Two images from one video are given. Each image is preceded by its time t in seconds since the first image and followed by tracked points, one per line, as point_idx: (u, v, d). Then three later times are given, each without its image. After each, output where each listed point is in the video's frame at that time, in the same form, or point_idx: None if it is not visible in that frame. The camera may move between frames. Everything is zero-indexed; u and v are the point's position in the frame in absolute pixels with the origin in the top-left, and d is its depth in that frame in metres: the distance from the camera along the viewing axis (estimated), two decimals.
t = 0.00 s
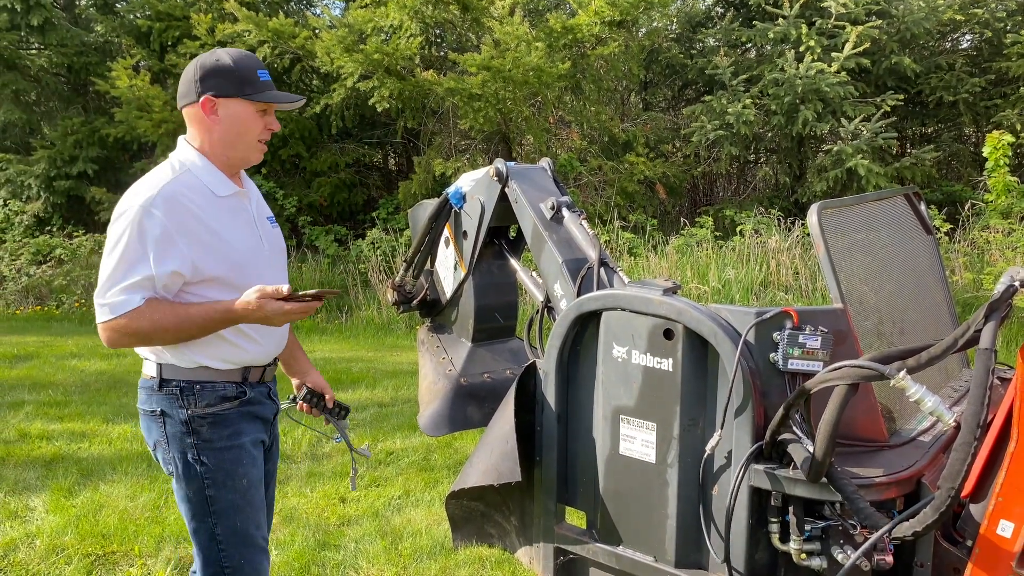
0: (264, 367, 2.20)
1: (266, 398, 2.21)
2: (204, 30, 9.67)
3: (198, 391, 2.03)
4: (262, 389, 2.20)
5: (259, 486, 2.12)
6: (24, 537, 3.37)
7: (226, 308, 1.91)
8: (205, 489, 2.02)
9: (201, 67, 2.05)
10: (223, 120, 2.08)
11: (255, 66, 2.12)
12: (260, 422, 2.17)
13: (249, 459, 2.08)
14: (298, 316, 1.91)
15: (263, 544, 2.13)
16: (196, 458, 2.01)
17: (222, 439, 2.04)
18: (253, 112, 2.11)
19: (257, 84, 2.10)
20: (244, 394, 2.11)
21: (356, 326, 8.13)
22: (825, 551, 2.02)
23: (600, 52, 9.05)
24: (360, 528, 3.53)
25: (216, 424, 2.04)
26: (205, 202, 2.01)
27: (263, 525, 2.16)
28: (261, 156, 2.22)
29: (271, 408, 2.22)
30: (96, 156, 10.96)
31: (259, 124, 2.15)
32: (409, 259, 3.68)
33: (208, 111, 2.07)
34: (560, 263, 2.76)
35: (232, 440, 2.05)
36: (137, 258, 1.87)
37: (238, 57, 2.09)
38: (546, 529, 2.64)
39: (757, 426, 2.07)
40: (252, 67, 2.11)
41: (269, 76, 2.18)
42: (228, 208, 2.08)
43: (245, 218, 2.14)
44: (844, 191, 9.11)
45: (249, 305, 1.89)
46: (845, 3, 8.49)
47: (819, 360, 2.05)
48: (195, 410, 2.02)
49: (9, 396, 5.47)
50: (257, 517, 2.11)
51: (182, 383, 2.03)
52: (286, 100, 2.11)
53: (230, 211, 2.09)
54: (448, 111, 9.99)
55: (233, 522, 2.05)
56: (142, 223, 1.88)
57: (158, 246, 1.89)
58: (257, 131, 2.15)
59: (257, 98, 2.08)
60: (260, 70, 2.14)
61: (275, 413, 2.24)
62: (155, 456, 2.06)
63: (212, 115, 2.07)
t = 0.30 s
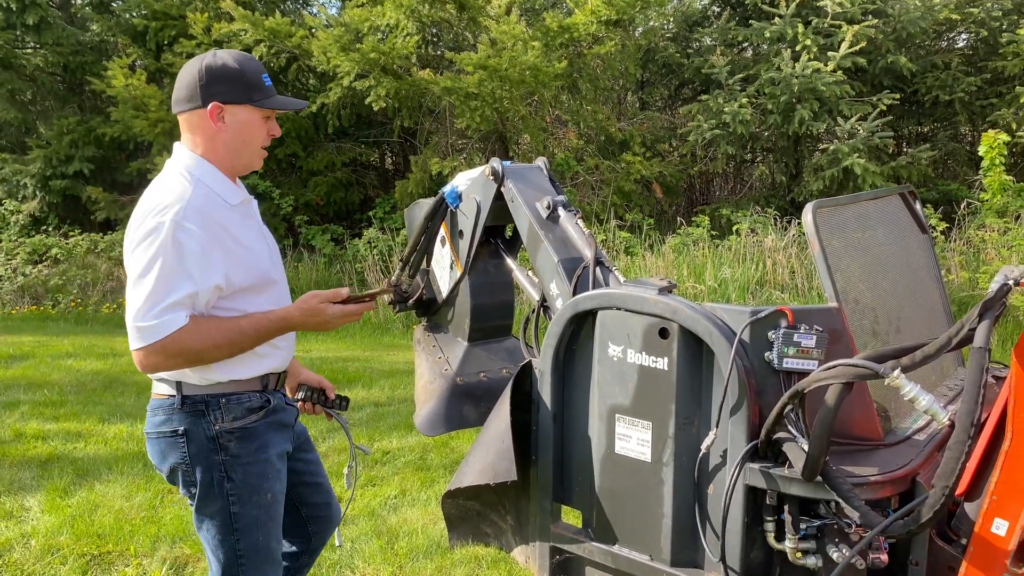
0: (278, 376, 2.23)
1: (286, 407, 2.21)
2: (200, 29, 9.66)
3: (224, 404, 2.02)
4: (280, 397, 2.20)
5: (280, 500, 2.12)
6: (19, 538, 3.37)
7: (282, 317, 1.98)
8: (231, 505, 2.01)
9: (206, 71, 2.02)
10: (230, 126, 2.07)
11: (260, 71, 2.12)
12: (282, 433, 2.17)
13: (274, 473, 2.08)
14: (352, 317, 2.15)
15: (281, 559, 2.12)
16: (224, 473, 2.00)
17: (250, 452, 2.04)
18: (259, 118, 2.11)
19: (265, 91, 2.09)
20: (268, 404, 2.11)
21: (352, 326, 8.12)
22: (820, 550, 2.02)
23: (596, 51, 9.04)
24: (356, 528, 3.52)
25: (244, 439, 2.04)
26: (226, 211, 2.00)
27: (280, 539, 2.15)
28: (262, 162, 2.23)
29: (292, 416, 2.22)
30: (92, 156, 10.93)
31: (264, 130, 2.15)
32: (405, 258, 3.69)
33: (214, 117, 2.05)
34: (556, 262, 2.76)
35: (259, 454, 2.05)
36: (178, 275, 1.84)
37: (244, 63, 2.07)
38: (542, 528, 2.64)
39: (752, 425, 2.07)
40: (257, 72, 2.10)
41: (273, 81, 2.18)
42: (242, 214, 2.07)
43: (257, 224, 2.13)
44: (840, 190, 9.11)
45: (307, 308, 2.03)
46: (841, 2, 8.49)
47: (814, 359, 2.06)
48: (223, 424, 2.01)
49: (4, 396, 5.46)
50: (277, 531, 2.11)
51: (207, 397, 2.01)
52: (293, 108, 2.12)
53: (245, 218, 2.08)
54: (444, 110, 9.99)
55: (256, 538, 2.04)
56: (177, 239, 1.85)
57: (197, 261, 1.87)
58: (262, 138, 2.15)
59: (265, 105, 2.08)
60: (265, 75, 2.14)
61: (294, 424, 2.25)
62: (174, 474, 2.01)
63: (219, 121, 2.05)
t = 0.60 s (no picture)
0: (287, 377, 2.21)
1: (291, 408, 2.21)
2: (196, 29, 9.64)
3: (232, 408, 2.01)
4: (286, 398, 2.19)
5: (280, 503, 2.13)
6: (15, 538, 3.36)
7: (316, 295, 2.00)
8: (233, 508, 2.02)
9: (196, 66, 2.02)
10: (215, 122, 2.05)
11: (253, 68, 2.05)
12: (285, 436, 2.16)
13: (277, 477, 2.09)
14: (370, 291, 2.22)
15: (277, 560, 2.14)
16: (229, 477, 2.00)
17: (256, 456, 2.04)
18: (247, 115, 2.06)
19: (251, 88, 2.03)
20: (276, 408, 2.09)
21: (349, 325, 8.11)
22: (817, 549, 2.03)
23: (593, 51, 9.03)
24: (353, 527, 3.52)
25: (250, 442, 2.04)
26: (232, 201, 2.00)
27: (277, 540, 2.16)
28: (261, 162, 2.19)
29: (296, 419, 2.22)
30: (88, 155, 10.91)
31: (255, 129, 2.10)
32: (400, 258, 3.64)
33: (201, 111, 2.05)
34: (552, 261, 2.76)
35: (264, 458, 2.05)
36: (206, 268, 1.84)
37: (235, 58, 2.03)
38: (539, 528, 2.64)
39: (749, 424, 2.07)
40: (249, 68, 2.04)
41: (274, 79, 2.10)
42: (247, 205, 2.06)
43: (260, 217, 2.13)
44: (836, 189, 9.12)
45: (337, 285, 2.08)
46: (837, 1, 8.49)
47: (810, 358, 2.06)
48: (230, 428, 2.00)
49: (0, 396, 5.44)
50: (276, 534, 2.12)
51: (215, 400, 2.00)
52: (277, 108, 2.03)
53: (251, 209, 2.08)
54: (441, 109, 9.97)
55: (256, 541, 2.05)
56: (198, 232, 1.84)
57: (221, 252, 1.87)
58: (253, 137, 2.10)
59: (247, 103, 2.02)
60: (261, 72, 2.07)
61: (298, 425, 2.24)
62: (176, 475, 2.00)
63: (204, 117, 2.05)
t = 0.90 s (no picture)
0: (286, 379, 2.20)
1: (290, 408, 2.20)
2: (192, 28, 9.63)
3: (228, 409, 2.00)
4: (285, 398, 2.19)
5: (275, 506, 2.12)
6: (11, 538, 3.35)
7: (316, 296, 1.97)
8: (227, 510, 2.01)
9: (195, 65, 2.04)
10: (215, 119, 2.05)
11: (249, 60, 2.04)
12: (282, 439, 2.15)
13: (273, 480, 2.08)
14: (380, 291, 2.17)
15: (270, 562, 2.13)
16: (224, 478, 1.99)
17: (251, 459, 2.03)
18: (245, 109, 2.05)
19: (246, 80, 2.01)
20: (272, 410, 2.09)
21: (346, 325, 8.10)
22: (814, 547, 2.04)
23: (590, 50, 9.02)
24: (350, 527, 3.52)
25: (246, 444, 2.03)
26: (238, 202, 1.99)
27: (270, 542, 2.16)
28: (268, 157, 2.17)
29: (294, 421, 2.21)
30: (84, 155, 10.87)
31: (256, 122, 2.08)
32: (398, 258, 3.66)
33: (202, 110, 2.06)
34: (550, 261, 2.76)
35: (259, 460, 2.04)
36: (210, 271, 1.83)
37: (231, 51, 2.03)
38: (537, 527, 2.64)
39: (746, 423, 2.07)
40: (244, 61, 2.03)
41: (273, 70, 2.08)
42: (252, 205, 2.06)
43: (266, 219, 2.12)
44: (833, 188, 9.13)
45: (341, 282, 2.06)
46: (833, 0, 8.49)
47: (807, 357, 2.06)
48: (226, 429, 2.00)
49: None
50: (269, 537, 2.11)
51: (212, 401, 1.99)
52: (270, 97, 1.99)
53: (256, 210, 2.07)
54: (437, 108, 9.97)
55: (248, 544, 2.04)
56: (203, 235, 1.84)
57: (227, 256, 1.87)
58: (254, 131, 2.08)
59: (242, 96, 2.00)
60: (258, 63, 2.05)
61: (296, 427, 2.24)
62: (171, 473, 2.00)
63: (205, 115, 2.05)
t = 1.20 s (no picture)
0: (287, 383, 2.21)
1: (290, 413, 2.20)
2: (189, 27, 9.61)
3: (226, 414, 2.00)
4: (285, 404, 2.18)
5: (275, 510, 2.12)
6: (9, 538, 3.35)
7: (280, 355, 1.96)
8: (224, 514, 2.00)
9: (181, 68, 2.06)
10: (203, 119, 2.06)
11: (230, 55, 2.04)
12: (282, 443, 2.15)
13: (271, 485, 2.08)
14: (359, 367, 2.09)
15: (269, 565, 2.13)
16: (220, 483, 1.99)
17: (249, 464, 2.03)
18: (230, 105, 2.04)
19: (227, 75, 2.00)
20: (271, 414, 2.09)
21: (344, 325, 8.09)
22: (812, 546, 2.04)
23: (587, 49, 9.02)
24: (348, 527, 3.52)
25: (243, 449, 2.02)
26: (229, 208, 1.97)
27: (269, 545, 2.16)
28: (261, 153, 2.15)
29: (295, 426, 2.21)
30: (81, 154, 10.84)
31: (241, 118, 2.07)
32: (396, 257, 3.70)
33: (191, 112, 2.07)
34: (548, 260, 2.76)
35: (258, 465, 2.04)
36: (177, 279, 1.82)
37: (212, 49, 2.04)
38: (536, 526, 2.64)
39: (745, 422, 2.08)
40: (224, 56, 2.03)
41: (256, 63, 2.07)
42: (247, 211, 2.04)
43: (265, 224, 2.10)
44: (830, 187, 9.15)
45: (313, 354, 2.00)
46: None
47: (805, 356, 2.06)
48: (223, 434, 1.99)
49: None
50: (269, 541, 2.12)
51: (209, 405, 1.99)
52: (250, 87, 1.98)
53: (251, 215, 2.05)
54: (435, 108, 9.97)
55: (247, 549, 2.04)
56: (176, 240, 1.82)
57: (198, 266, 1.85)
58: (241, 126, 2.07)
59: (224, 90, 1.99)
60: (238, 57, 2.04)
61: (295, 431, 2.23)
62: (169, 475, 1.99)
63: (194, 116, 2.07)
